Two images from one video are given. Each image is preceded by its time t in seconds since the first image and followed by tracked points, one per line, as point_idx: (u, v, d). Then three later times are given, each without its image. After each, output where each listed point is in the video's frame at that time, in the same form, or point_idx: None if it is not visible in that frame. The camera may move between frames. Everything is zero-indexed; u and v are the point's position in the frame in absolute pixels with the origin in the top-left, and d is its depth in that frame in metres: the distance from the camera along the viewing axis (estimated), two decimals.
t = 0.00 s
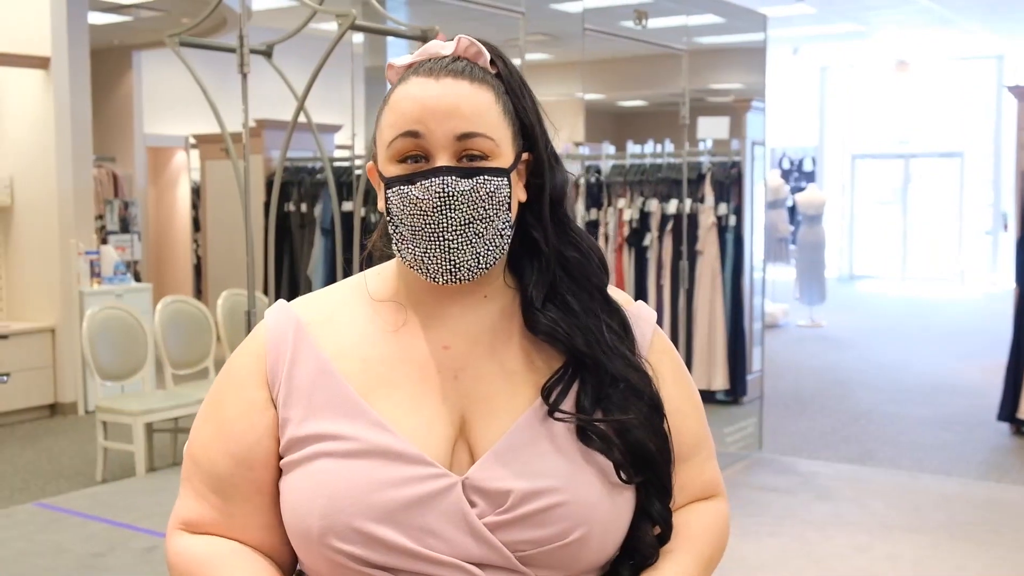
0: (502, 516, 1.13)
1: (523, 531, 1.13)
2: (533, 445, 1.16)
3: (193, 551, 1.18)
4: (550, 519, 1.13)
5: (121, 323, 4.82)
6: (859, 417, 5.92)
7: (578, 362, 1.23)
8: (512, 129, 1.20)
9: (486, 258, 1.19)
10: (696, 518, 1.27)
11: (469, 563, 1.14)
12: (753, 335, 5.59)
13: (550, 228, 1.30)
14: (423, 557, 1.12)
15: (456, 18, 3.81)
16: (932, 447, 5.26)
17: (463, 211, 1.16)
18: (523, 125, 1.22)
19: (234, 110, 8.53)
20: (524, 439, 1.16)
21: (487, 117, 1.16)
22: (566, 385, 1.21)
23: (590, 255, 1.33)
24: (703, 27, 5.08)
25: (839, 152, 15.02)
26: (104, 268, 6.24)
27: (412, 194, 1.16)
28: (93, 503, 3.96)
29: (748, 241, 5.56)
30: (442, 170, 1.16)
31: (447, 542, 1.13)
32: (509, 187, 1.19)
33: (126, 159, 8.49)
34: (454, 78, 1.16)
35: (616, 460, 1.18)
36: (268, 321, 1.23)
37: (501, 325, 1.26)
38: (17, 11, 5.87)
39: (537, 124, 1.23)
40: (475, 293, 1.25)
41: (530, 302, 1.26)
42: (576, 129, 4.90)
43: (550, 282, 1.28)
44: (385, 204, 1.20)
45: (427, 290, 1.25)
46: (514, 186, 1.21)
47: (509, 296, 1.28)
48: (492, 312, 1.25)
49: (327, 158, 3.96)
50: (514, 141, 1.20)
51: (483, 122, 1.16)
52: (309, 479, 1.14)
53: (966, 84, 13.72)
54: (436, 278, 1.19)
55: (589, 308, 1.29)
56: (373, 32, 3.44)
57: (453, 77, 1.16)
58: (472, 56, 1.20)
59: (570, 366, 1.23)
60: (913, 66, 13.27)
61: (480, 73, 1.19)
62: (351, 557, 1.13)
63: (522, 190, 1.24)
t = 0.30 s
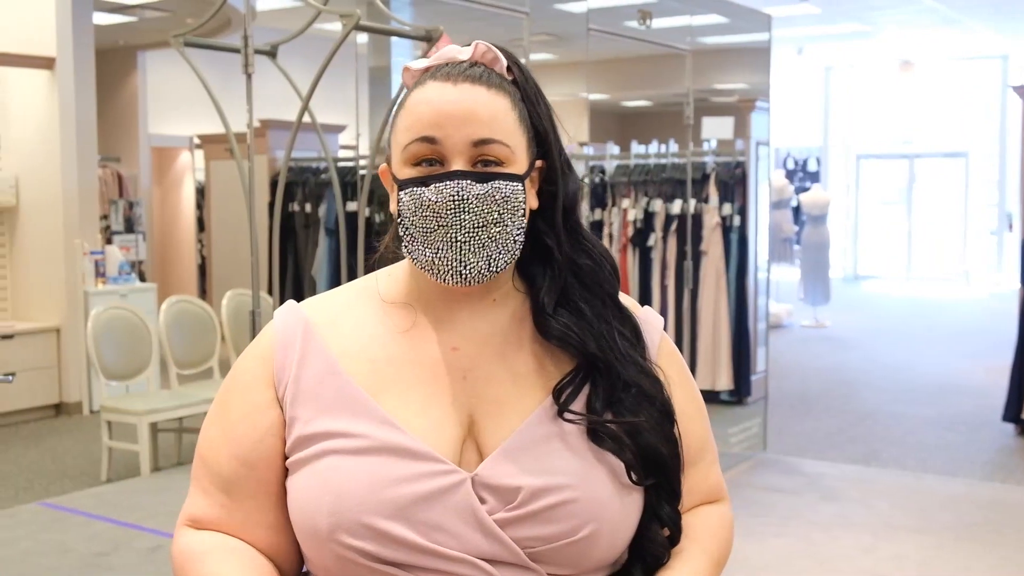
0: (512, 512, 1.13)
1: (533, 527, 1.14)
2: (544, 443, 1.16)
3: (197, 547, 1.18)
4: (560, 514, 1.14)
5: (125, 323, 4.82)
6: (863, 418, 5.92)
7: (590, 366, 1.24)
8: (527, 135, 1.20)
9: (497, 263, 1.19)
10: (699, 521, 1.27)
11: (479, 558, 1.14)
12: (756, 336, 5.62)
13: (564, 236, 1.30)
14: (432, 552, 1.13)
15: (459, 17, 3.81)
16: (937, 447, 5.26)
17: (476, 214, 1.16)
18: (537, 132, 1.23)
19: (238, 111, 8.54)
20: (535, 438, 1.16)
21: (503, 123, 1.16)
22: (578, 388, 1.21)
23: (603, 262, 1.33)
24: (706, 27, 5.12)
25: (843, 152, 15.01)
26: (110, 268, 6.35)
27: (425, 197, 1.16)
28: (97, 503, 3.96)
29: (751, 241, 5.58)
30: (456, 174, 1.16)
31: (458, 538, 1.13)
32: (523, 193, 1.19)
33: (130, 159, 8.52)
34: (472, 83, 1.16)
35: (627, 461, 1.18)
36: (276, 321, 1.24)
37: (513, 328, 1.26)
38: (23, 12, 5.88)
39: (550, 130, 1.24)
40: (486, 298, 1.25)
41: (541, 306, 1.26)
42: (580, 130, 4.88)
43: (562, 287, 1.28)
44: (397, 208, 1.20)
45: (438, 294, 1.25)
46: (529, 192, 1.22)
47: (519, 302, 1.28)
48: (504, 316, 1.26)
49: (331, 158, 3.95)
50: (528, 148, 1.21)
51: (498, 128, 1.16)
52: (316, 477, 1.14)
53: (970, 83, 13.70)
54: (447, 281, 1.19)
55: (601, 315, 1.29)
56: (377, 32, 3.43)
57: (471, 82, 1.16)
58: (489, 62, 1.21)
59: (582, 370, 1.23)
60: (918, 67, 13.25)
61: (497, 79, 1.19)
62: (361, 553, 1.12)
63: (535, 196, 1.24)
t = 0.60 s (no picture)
0: (517, 509, 1.12)
1: (537, 524, 1.12)
2: (553, 438, 1.16)
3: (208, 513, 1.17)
4: (565, 512, 1.12)
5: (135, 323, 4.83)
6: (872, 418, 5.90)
7: (600, 357, 1.24)
8: (540, 129, 1.20)
9: (511, 255, 1.20)
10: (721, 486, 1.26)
11: (483, 556, 1.13)
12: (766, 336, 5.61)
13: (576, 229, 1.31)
14: (437, 549, 1.12)
15: (469, 18, 3.78)
16: (947, 448, 5.24)
17: (491, 206, 1.17)
18: (549, 125, 1.23)
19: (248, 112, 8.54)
20: (545, 432, 1.16)
21: (517, 116, 1.16)
22: (589, 379, 1.21)
23: (616, 253, 1.34)
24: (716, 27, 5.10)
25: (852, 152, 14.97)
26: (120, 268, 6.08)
27: (440, 188, 1.16)
28: (108, 503, 3.97)
29: (761, 241, 5.42)
30: (472, 166, 1.16)
31: (463, 535, 1.13)
32: (537, 186, 1.20)
33: (140, 160, 8.53)
34: (485, 76, 1.16)
35: (637, 453, 1.17)
36: (289, 312, 1.25)
37: (525, 320, 1.26)
38: (33, 12, 5.91)
39: (564, 124, 1.24)
40: (497, 289, 1.25)
41: (554, 297, 1.26)
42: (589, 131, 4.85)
43: (575, 279, 1.29)
44: (412, 199, 1.20)
45: (450, 285, 1.25)
46: (541, 185, 1.22)
47: (531, 294, 1.28)
48: (516, 308, 1.26)
49: (341, 158, 3.94)
50: (542, 141, 1.21)
51: (512, 121, 1.16)
52: (325, 470, 1.14)
53: (979, 83, 13.66)
54: (466, 276, 1.20)
55: (613, 306, 1.29)
56: (387, 32, 3.41)
57: (484, 75, 1.16)
58: (501, 57, 1.21)
59: (593, 360, 1.23)
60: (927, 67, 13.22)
61: (511, 73, 1.19)
62: (368, 549, 1.12)
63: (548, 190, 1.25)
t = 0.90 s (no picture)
0: (515, 506, 1.12)
1: (535, 521, 1.12)
2: (550, 437, 1.15)
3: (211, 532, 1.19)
4: (563, 509, 1.12)
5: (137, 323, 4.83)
6: (873, 418, 5.90)
7: (597, 356, 1.23)
8: (545, 133, 1.21)
9: (512, 261, 1.20)
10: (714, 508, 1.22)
11: (480, 554, 1.13)
12: (768, 337, 5.61)
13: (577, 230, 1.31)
14: (434, 547, 1.12)
15: (471, 18, 3.75)
16: (949, 448, 5.24)
17: (496, 210, 1.16)
18: (555, 128, 1.25)
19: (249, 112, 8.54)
20: (540, 429, 1.15)
21: (525, 122, 1.16)
22: (587, 379, 1.21)
23: (617, 255, 1.34)
24: (717, 27, 5.11)
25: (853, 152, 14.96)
26: (121, 267, 6.25)
27: (444, 191, 1.16)
28: (110, 502, 3.97)
29: (762, 242, 5.50)
30: (478, 169, 1.16)
31: (460, 532, 1.13)
32: (540, 191, 1.20)
33: (142, 160, 8.54)
34: (494, 81, 1.16)
35: (633, 452, 1.17)
36: (291, 318, 1.26)
37: (522, 321, 1.26)
38: (34, 12, 5.91)
39: (568, 126, 1.25)
40: (497, 288, 1.25)
41: (552, 295, 1.26)
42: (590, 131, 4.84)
43: (575, 278, 1.29)
44: (415, 199, 1.20)
45: (451, 287, 1.25)
46: (544, 191, 1.22)
47: (532, 293, 1.28)
48: (513, 307, 1.26)
49: (342, 159, 3.92)
50: (546, 147, 1.21)
51: (520, 125, 1.16)
52: (325, 469, 1.14)
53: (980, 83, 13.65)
54: (461, 278, 1.20)
55: (614, 306, 1.29)
56: (389, 32, 3.41)
57: (493, 80, 1.16)
58: (509, 60, 1.21)
59: (591, 359, 1.23)
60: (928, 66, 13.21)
61: (519, 78, 1.19)
62: (366, 546, 1.12)
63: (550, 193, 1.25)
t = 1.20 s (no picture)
0: (507, 515, 1.12)
1: (528, 530, 1.12)
2: (544, 445, 1.15)
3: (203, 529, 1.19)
4: (555, 518, 1.12)
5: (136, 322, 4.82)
6: (873, 418, 5.90)
7: (592, 362, 1.23)
8: (538, 129, 1.21)
9: (507, 253, 1.18)
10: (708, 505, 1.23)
11: (471, 562, 1.13)
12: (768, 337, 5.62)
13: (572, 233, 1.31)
14: (424, 554, 1.12)
15: (470, 17, 3.73)
16: (949, 448, 5.24)
17: (490, 202, 1.15)
18: (547, 130, 1.25)
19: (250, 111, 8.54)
20: (534, 438, 1.15)
21: (516, 115, 1.17)
22: (582, 385, 1.20)
23: (612, 259, 1.35)
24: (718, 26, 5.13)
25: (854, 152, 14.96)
26: (121, 267, 6.11)
27: (439, 180, 1.15)
28: (110, 503, 3.96)
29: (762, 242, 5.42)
30: (470, 158, 1.15)
31: (452, 541, 1.13)
32: (534, 184, 1.19)
33: (142, 159, 8.54)
34: (484, 74, 1.17)
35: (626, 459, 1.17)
36: (286, 315, 1.26)
37: (519, 324, 1.26)
38: (34, 13, 5.91)
39: (560, 128, 1.25)
40: (492, 293, 1.25)
41: (548, 300, 1.26)
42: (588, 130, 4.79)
43: (569, 282, 1.29)
44: (409, 197, 1.20)
45: (446, 288, 1.25)
46: (538, 187, 1.21)
47: (527, 297, 1.28)
48: (512, 311, 1.26)
49: (342, 158, 3.90)
50: (540, 142, 1.21)
51: (511, 116, 1.16)
52: (318, 472, 1.14)
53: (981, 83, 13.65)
54: (456, 271, 1.18)
55: (609, 310, 1.29)
56: (389, 33, 3.40)
57: (482, 72, 1.17)
58: (500, 61, 1.22)
59: (586, 366, 1.22)
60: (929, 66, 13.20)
61: (510, 74, 1.19)
62: (358, 553, 1.13)
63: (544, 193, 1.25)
